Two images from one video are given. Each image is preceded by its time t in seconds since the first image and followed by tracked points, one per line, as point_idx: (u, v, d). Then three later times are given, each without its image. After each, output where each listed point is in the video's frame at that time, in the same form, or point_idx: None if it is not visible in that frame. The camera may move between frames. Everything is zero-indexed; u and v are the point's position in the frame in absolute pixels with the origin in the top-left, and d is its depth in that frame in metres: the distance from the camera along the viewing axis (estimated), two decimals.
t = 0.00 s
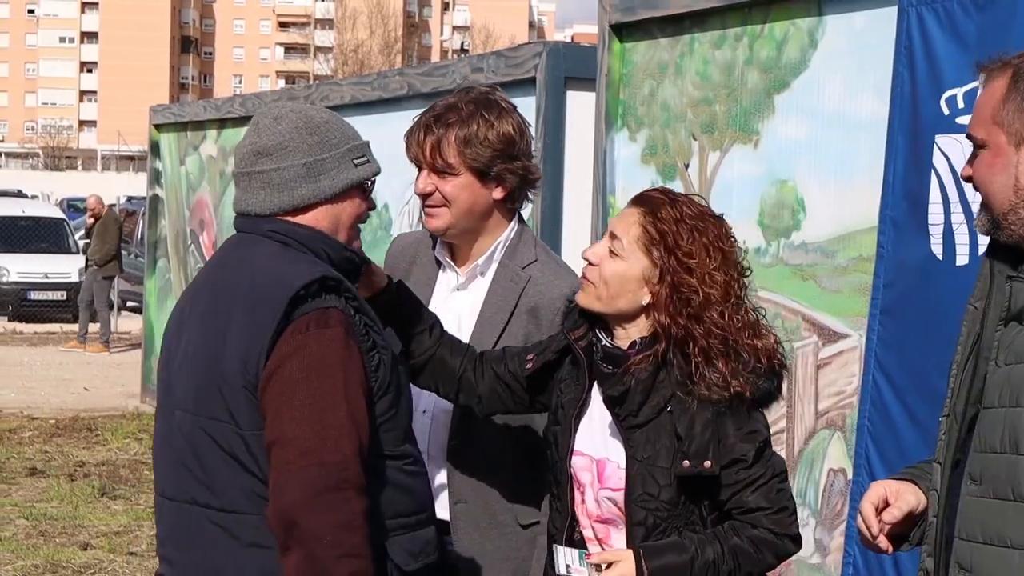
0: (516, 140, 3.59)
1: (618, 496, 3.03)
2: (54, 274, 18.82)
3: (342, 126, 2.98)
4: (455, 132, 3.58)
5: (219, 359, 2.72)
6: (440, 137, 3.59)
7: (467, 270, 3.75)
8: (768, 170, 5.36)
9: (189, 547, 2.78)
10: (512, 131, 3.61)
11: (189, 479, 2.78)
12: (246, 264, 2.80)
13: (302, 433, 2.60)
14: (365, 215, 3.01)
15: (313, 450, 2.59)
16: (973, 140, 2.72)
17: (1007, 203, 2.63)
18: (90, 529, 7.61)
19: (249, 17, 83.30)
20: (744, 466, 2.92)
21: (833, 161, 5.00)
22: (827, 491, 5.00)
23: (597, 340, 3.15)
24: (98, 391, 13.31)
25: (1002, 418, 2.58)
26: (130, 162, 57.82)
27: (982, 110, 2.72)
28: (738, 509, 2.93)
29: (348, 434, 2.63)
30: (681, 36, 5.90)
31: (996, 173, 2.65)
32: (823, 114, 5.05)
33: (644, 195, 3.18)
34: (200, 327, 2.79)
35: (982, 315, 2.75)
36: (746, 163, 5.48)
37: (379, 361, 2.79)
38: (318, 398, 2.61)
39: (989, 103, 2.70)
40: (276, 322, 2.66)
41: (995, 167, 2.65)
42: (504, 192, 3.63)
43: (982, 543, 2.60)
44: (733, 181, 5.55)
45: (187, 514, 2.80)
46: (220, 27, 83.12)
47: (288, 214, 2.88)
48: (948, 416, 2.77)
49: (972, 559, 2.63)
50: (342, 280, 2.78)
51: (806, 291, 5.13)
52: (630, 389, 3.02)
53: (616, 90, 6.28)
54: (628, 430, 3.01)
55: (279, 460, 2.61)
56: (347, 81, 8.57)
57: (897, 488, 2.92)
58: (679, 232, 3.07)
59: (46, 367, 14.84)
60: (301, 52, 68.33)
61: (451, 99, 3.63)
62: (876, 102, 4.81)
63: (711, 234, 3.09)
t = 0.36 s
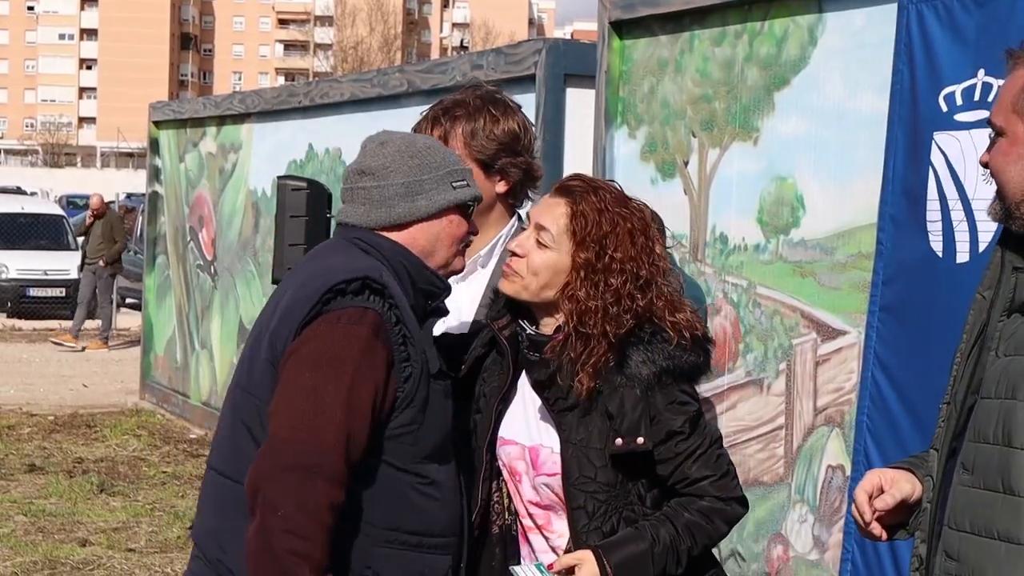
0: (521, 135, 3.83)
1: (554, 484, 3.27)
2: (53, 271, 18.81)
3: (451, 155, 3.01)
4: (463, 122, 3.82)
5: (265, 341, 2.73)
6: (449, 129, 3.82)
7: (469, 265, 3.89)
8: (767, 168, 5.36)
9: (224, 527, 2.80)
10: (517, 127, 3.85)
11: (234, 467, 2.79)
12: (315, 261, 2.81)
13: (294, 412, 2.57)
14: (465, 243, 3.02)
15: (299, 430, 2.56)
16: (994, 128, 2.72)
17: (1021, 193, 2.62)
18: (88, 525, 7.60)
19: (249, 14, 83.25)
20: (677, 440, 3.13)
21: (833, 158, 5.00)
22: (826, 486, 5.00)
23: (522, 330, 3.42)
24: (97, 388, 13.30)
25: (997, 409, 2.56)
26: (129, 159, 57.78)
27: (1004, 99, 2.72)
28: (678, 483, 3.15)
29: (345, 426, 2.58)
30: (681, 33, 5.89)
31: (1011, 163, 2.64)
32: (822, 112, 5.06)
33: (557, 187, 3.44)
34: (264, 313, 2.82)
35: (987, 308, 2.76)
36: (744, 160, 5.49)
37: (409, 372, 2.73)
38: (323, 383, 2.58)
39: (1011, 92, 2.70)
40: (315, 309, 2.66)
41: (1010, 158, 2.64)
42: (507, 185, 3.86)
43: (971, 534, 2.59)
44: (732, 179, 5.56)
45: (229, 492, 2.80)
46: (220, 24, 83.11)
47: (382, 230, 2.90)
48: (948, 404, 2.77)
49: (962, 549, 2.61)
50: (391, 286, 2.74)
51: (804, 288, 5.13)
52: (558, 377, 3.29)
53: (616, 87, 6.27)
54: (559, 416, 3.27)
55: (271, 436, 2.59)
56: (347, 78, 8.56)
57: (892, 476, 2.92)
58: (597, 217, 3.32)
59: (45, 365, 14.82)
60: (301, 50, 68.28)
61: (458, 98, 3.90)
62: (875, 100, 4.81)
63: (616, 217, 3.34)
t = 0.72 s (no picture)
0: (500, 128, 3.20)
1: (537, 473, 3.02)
2: (54, 267, 18.86)
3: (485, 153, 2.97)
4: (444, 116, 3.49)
5: (281, 331, 2.70)
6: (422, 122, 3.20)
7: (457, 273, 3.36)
8: (767, 163, 5.36)
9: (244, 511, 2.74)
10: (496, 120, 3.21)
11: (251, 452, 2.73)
12: (340, 251, 2.78)
13: (301, 397, 2.54)
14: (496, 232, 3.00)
15: (306, 415, 2.52)
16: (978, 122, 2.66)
17: (1004, 189, 2.57)
18: (88, 522, 7.60)
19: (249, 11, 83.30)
20: (661, 429, 2.93)
21: (834, 153, 5.00)
22: (826, 483, 4.99)
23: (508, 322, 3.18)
24: (98, 384, 13.32)
25: (976, 401, 2.54)
26: (129, 156, 57.92)
27: (991, 93, 2.66)
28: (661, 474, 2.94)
29: (351, 414, 2.53)
30: (681, 29, 5.89)
31: (995, 158, 2.59)
32: (822, 107, 5.05)
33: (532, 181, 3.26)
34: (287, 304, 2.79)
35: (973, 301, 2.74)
36: (744, 156, 5.49)
37: (421, 363, 2.67)
38: (330, 370, 2.54)
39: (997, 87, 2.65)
40: (330, 297, 2.63)
41: (996, 152, 2.59)
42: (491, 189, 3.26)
43: (951, 525, 2.58)
44: (731, 175, 5.56)
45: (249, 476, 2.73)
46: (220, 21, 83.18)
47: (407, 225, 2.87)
48: (934, 397, 2.76)
49: (943, 541, 2.60)
50: (406, 277, 2.70)
51: (805, 284, 5.13)
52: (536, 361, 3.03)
53: (616, 83, 6.27)
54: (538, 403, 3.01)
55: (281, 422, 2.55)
56: (347, 74, 8.56)
57: (875, 467, 2.94)
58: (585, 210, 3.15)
59: (47, 361, 14.85)
60: (302, 46, 68.31)
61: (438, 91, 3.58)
62: (875, 96, 4.80)
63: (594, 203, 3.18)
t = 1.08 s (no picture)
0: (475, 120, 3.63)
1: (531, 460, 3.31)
2: (49, 267, 18.80)
3: (488, 151, 3.01)
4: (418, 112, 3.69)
5: (283, 339, 2.78)
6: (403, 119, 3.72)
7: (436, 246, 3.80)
8: (762, 164, 5.36)
9: (249, 516, 2.80)
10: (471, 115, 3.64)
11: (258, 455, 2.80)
12: (340, 254, 2.84)
13: (296, 408, 2.62)
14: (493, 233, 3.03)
15: (301, 426, 2.60)
16: (965, 119, 2.70)
17: (989, 187, 2.61)
18: (83, 522, 7.60)
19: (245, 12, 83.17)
20: (656, 421, 3.12)
21: (829, 153, 5.00)
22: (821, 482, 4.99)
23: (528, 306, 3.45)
24: (93, 384, 13.30)
25: (965, 398, 2.55)
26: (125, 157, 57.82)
27: (976, 91, 2.70)
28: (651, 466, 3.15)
29: (345, 422, 2.61)
30: (677, 30, 5.90)
31: (983, 156, 2.63)
32: (818, 108, 5.06)
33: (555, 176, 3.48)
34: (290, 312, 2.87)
35: (960, 298, 2.74)
36: (740, 156, 5.49)
37: (416, 366, 2.73)
38: (323, 380, 2.62)
39: (982, 84, 2.69)
40: (323, 305, 2.70)
41: (983, 150, 2.63)
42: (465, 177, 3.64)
43: (941, 521, 2.59)
44: (726, 176, 5.56)
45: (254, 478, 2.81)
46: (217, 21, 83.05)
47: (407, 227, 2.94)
48: (920, 397, 2.76)
49: (931, 538, 2.61)
50: (400, 283, 2.75)
51: (800, 285, 5.13)
52: (535, 348, 3.31)
53: (612, 83, 6.27)
54: (534, 388, 3.29)
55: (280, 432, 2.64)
56: (343, 74, 8.56)
57: (860, 464, 2.96)
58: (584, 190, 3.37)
59: (42, 361, 14.81)
60: (298, 46, 68.16)
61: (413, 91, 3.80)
62: (870, 97, 4.81)
63: (605, 194, 3.36)
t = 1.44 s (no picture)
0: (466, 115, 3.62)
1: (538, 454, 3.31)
2: (48, 264, 18.80)
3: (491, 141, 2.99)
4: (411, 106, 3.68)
5: (290, 330, 2.79)
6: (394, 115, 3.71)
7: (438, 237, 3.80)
8: (762, 160, 5.37)
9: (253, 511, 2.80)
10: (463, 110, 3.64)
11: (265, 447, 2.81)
12: (350, 242, 2.85)
13: (298, 392, 2.62)
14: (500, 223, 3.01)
15: (303, 409, 2.61)
16: (961, 120, 2.69)
17: (993, 186, 2.60)
18: (84, 518, 7.60)
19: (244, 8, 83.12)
20: (662, 412, 3.13)
21: (830, 148, 5.00)
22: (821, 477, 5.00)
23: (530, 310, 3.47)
24: (93, 380, 13.31)
25: (959, 388, 2.56)
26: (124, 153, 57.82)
27: (970, 91, 2.70)
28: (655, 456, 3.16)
29: (348, 405, 2.60)
30: (677, 26, 5.90)
31: (985, 155, 2.62)
32: (818, 105, 5.06)
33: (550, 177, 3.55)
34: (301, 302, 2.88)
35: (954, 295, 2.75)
36: (740, 152, 5.49)
37: (421, 353, 2.72)
38: (325, 364, 2.62)
39: (977, 83, 2.68)
40: (328, 291, 2.71)
41: (985, 149, 2.62)
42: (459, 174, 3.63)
43: (935, 511, 2.59)
44: (726, 171, 5.57)
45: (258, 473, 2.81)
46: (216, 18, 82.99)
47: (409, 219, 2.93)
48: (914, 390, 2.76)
49: (926, 529, 2.61)
50: (405, 269, 2.74)
51: (800, 280, 5.14)
52: (541, 340, 3.32)
53: (612, 79, 6.28)
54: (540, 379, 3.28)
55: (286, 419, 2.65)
56: (343, 70, 8.56)
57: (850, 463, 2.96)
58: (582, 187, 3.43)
59: (41, 358, 14.82)
60: (297, 43, 68.13)
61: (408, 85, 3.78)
62: (870, 93, 4.81)
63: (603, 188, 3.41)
